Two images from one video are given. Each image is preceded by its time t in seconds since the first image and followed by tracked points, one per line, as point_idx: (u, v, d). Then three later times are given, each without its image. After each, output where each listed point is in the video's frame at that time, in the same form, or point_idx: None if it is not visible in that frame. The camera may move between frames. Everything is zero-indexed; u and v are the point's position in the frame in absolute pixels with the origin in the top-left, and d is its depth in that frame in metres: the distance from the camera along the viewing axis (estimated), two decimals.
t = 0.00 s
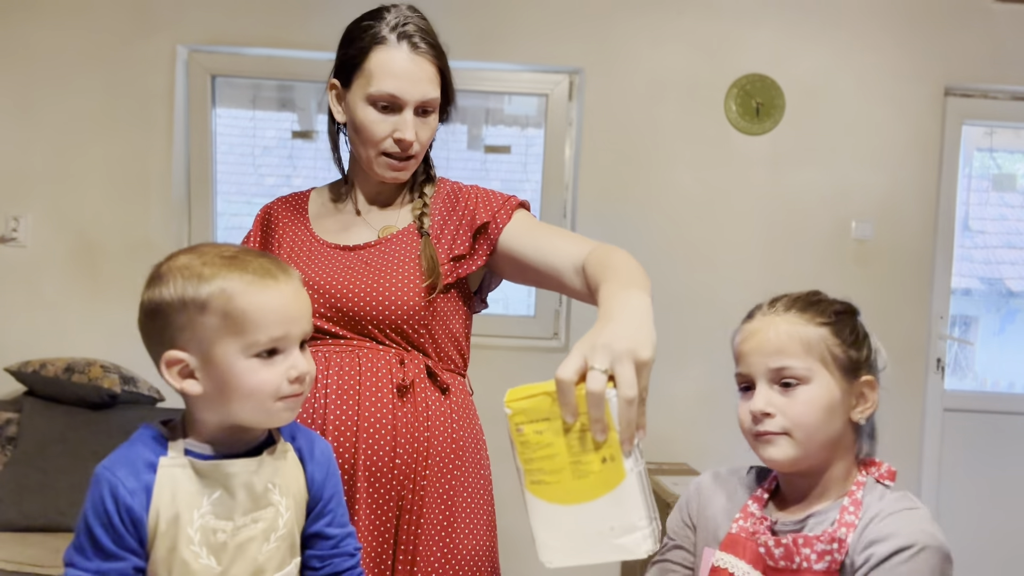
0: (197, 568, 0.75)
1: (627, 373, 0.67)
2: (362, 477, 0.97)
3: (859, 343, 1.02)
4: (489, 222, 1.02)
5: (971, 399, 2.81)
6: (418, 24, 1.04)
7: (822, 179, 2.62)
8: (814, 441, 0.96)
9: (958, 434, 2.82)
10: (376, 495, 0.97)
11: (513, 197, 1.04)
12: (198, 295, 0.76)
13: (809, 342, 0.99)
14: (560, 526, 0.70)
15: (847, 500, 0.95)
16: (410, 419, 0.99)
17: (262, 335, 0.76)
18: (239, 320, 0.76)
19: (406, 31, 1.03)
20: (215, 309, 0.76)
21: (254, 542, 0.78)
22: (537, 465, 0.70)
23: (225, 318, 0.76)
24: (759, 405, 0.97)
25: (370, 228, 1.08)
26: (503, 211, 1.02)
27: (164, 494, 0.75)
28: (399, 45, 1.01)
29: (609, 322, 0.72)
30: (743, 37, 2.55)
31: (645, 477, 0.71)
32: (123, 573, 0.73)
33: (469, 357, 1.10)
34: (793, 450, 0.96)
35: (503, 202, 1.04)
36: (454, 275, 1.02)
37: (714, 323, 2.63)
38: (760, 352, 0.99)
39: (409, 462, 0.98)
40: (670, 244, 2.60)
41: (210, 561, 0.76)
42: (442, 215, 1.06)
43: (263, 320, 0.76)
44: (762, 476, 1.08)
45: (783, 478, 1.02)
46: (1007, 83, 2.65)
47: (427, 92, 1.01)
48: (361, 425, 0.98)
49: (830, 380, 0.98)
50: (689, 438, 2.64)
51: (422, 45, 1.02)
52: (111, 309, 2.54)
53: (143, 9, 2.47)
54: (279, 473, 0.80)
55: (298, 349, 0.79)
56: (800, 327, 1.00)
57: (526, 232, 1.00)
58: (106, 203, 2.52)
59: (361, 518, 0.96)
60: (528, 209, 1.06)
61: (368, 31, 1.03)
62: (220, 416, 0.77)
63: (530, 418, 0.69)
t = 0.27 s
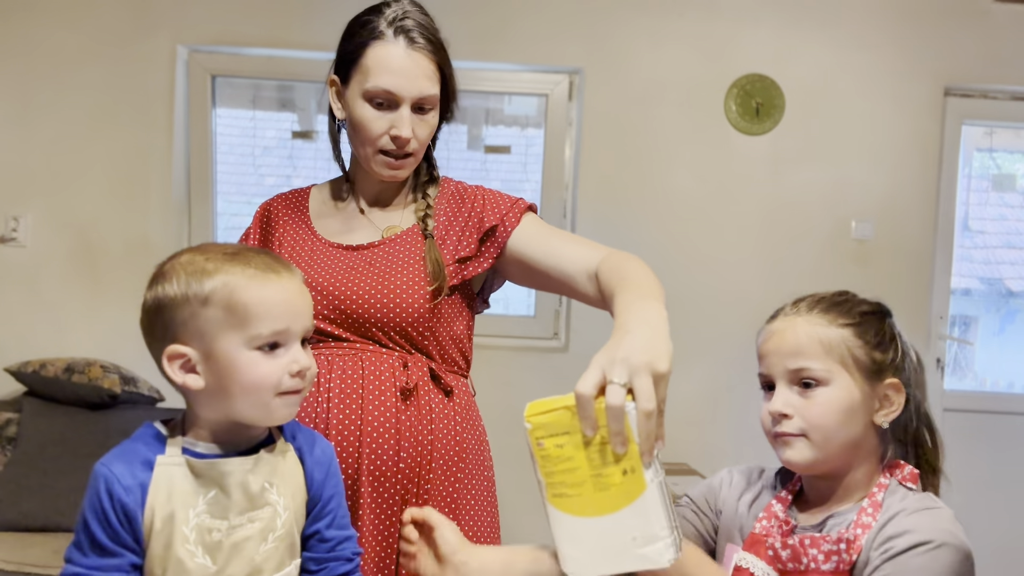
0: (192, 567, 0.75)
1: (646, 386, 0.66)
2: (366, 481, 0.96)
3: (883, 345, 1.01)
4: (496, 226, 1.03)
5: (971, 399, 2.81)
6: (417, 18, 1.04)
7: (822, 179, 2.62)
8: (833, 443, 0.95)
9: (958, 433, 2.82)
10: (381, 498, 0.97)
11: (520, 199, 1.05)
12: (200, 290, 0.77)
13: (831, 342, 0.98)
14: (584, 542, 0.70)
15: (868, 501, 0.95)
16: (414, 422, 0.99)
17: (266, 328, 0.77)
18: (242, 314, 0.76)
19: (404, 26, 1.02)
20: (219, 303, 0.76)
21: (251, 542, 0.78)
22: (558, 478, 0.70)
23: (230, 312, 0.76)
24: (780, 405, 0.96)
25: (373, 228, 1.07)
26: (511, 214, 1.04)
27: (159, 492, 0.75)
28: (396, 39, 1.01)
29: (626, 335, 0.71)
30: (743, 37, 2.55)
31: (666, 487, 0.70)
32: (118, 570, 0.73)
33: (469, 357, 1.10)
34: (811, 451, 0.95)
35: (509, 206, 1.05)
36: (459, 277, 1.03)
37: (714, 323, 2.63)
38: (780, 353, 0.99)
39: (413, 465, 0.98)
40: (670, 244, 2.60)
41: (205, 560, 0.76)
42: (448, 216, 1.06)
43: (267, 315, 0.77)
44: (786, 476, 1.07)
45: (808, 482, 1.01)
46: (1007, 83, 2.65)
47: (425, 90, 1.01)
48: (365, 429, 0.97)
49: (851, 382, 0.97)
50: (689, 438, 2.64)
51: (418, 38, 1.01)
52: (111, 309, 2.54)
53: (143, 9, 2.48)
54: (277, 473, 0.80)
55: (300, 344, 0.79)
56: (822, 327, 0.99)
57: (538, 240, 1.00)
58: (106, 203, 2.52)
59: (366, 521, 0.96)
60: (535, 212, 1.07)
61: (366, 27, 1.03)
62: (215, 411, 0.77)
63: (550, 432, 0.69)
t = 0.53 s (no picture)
0: (193, 564, 0.75)
1: (657, 387, 0.66)
2: (372, 483, 0.96)
3: (886, 348, 1.02)
4: (502, 227, 1.03)
5: (970, 399, 2.81)
6: (416, 13, 1.03)
7: (822, 179, 2.62)
8: (829, 440, 0.95)
9: (958, 433, 2.82)
10: (387, 500, 0.97)
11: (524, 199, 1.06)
12: (204, 288, 0.77)
13: (832, 340, 0.98)
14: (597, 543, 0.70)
15: (863, 504, 0.95)
16: (419, 424, 0.99)
17: (269, 325, 0.77)
18: (244, 310, 0.77)
19: (401, 20, 1.02)
20: (223, 297, 0.77)
21: (252, 541, 0.78)
22: (572, 481, 0.69)
23: (234, 307, 0.77)
24: (776, 399, 0.97)
25: (375, 226, 1.07)
26: (519, 216, 1.03)
27: (161, 489, 0.76)
28: (391, 33, 1.01)
29: (635, 336, 0.71)
30: (743, 37, 2.56)
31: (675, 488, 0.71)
32: (117, 565, 0.73)
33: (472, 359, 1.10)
34: (805, 447, 0.95)
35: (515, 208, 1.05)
36: (464, 277, 1.03)
37: (714, 323, 2.63)
38: (779, 347, 0.99)
39: (419, 467, 0.98)
40: (670, 244, 2.60)
41: (206, 558, 0.76)
42: (452, 216, 1.07)
43: (269, 313, 0.77)
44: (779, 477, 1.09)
45: (800, 483, 1.02)
46: (1007, 84, 2.65)
47: (418, 85, 1.01)
48: (370, 432, 0.97)
49: (850, 381, 0.97)
50: (689, 438, 2.64)
51: (414, 33, 1.01)
52: (111, 309, 2.54)
53: (143, 9, 2.48)
54: (279, 473, 0.80)
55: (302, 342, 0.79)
56: (824, 325, 0.99)
57: (548, 241, 1.01)
58: (106, 203, 2.52)
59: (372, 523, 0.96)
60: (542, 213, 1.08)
61: (364, 19, 1.03)
62: (219, 410, 0.78)
63: (562, 435, 0.69)
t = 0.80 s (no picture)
0: (193, 556, 0.75)
1: (677, 406, 0.70)
2: (374, 484, 0.97)
3: (887, 354, 1.01)
4: (508, 232, 1.03)
5: (970, 399, 2.81)
6: (422, 15, 1.03)
7: (822, 179, 2.62)
8: (828, 452, 0.95)
9: (958, 434, 2.82)
10: (390, 501, 0.98)
11: (529, 205, 1.06)
12: (215, 287, 0.78)
13: (837, 350, 0.97)
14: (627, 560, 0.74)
15: (861, 504, 0.96)
16: (423, 425, 1.00)
17: (276, 324, 0.77)
18: (252, 311, 0.77)
19: (406, 22, 1.02)
20: (232, 299, 0.77)
21: (251, 534, 0.77)
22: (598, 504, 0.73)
23: (241, 309, 0.77)
24: (776, 410, 0.96)
25: (379, 225, 1.07)
26: (525, 222, 1.04)
27: (162, 480, 0.76)
28: (395, 34, 1.01)
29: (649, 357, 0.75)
30: (743, 37, 2.55)
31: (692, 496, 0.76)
32: (116, 554, 0.74)
33: (475, 358, 1.10)
34: (803, 458, 0.96)
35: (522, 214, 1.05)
36: (466, 279, 1.03)
37: (714, 323, 2.63)
38: (783, 356, 0.98)
39: (421, 468, 0.99)
40: (670, 244, 2.60)
41: (206, 550, 0.76)
42: (456, 218, 1.07)
43: (276, 314, 0.77)
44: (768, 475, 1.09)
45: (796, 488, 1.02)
46: (1007, 84, 2.65)
47: (418, 87, 1.01)
48: (374, 432, 0.98)
49: (852, 393, 0.96)
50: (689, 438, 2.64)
51: (418, 34, 1.01)
52: (111, 309, 2.54)
53: (144, 9, 2.48)
54: (279, 467, 0.80)
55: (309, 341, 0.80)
56: (829, 334, 0.98)
57: (556, 250, 1.02)
58: (106, 203, 2.52)
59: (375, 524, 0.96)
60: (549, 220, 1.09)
61: (372, 18, 1.04)
62: (227, 406, 0.78)
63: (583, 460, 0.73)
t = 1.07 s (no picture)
0: (191, 552, 0.75)
1: (652, 440, 0.78)
2: (379, 487, 0.97)
3: (881, 376, 1.00)
4: (516, 250, 1.05)
5: (970, 399, 2.81)
6: (433, 14, 1.03)
7: (822, 179, 2.62)
8: (817, 475, 0.96)
9: (958, 434, 2.82)
10: (395, 505, 0.98)
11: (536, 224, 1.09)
12: (223, 286, 0.77)
13: (835, 377, 0.96)
14: None
15: (845, 503, 0.97)
16: (428, 429, 1.00)
17: (281, 329, 0.77)
18: (259, 315, 0.77)
19: (417, 21, 1.01)
20: (238, 302, 0.77)
21: (249, 530, 0.78)
22: None
23: (247, 314, 0.77)
24: (771, 436, 0.95)
25: (386, 224, 1.07)
26: (532, 244, 1.07)
27: (162, 476, 0.76)
28: (406, 33, 1.00)
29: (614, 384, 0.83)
30: (743, 37, 2.56)
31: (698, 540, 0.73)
32: (114, 550, 0.73)
33: (479, 359, 1.10)
34: (792, 478, 0.96)
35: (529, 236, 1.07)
36: (474, 287, 1.04)
37: (714, 323, 2.63)
38: (781, 380, 0.96)
39: (426, 471, 0.99)
40: (670, 244, 2.60)
41: (204, 546, 0.76)
42: (466, 221, 1.07)
43: (283, 321, 0.77)
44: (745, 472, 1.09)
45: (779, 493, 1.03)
46: (1006, 84, 2.65)
47: (427, 87, 1.01)
48: (380, 435, 0.98)
49: (846, 420, 0.97)
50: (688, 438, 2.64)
51: (429, 34, 1.00)
52: (111, 309, 2.54)
53: (144, 9, 2.48)
54: (275, 464, 0.81)
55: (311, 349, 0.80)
56: (829, 360, 0.97)
57: (547, 279, 1.06)
58: (106, 202, 2.52)
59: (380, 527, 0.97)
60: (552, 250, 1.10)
61: (382, 17, 1.03)
62: (228, 399, 0.78)
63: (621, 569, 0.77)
